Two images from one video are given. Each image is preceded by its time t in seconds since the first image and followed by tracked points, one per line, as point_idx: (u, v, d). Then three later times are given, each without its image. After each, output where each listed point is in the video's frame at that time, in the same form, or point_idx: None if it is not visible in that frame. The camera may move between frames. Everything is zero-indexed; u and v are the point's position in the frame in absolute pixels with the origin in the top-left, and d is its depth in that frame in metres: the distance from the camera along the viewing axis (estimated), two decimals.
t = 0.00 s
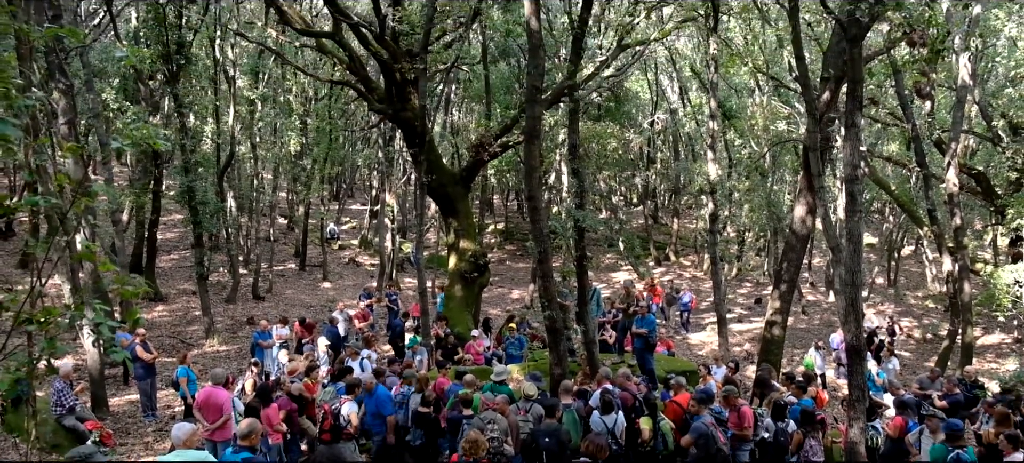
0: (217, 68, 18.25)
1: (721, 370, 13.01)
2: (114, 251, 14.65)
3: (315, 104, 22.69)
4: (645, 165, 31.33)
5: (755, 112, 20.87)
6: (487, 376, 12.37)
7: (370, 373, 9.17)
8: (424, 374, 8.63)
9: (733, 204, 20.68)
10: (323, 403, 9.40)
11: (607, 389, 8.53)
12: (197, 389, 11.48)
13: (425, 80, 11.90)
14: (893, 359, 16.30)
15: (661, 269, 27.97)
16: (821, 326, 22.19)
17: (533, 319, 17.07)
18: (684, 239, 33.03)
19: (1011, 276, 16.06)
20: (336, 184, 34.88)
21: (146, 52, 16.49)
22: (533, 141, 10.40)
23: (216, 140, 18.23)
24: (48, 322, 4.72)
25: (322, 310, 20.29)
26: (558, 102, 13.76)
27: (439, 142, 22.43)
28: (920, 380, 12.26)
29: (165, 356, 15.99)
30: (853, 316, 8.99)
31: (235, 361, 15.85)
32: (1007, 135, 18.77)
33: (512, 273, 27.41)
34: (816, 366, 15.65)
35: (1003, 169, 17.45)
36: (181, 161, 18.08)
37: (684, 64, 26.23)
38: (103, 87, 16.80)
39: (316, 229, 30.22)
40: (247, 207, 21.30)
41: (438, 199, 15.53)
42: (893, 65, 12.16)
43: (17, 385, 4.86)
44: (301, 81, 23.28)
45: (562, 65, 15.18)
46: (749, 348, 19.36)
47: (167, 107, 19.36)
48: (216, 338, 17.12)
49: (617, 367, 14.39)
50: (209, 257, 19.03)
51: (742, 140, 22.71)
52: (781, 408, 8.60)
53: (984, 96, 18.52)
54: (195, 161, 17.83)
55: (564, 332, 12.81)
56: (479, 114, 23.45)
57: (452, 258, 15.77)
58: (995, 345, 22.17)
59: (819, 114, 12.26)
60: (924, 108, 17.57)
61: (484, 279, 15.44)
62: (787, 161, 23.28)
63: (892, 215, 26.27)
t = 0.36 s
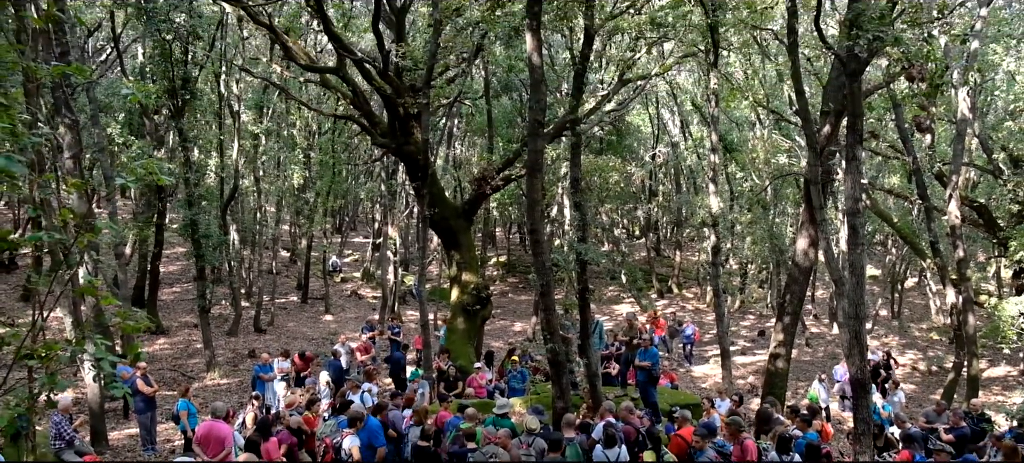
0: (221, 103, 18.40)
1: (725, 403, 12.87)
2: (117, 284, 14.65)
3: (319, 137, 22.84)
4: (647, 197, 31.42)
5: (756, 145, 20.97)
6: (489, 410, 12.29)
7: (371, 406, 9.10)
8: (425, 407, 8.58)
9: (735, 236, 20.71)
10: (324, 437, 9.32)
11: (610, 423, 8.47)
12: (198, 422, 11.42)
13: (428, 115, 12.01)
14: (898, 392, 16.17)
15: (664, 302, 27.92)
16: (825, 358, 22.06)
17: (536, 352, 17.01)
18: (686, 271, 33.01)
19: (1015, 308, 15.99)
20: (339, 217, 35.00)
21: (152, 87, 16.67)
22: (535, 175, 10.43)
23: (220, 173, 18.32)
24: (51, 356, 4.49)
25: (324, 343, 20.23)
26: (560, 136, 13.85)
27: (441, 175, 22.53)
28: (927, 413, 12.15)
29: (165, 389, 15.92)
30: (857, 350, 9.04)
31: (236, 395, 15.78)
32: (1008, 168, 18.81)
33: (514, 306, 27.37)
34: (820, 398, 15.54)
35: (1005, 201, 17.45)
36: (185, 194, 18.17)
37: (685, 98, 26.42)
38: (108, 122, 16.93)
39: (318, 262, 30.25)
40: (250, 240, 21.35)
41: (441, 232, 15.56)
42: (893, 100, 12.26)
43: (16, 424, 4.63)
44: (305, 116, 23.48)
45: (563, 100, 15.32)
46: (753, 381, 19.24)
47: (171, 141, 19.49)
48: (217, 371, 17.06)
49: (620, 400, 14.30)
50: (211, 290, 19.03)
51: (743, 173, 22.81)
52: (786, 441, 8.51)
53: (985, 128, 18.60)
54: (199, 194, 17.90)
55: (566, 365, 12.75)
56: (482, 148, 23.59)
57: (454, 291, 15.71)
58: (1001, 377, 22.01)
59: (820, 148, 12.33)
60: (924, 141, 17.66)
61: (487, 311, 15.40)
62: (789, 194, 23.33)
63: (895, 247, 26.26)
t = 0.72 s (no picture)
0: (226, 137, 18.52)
1: (729, 437, 12.77)
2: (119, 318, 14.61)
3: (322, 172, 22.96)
4: (649, 231, 31.46)
5: (758, 179, 21.02)
6: (491, 444, 12.19)
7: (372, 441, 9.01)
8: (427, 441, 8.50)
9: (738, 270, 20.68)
10: None
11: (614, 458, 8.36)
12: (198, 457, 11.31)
13: (431, 150, 12.06)
14: (904, 426, 16.02)
15: (667, 335, 27.82)
16: (830, 392, 21.89)
17: (538, 386, 16.92)
18: (689, 305, 32.93)
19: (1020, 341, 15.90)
20: (342, 251, 35.06)
21: (157, 121, 16.79)
22: (537, 210, 10.44)
23: (224, 207, 18.37)
24: (52, 391, 4.11)
25: (326, 377, 20.14)
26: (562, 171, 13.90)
27: (444, 209, 22.59)
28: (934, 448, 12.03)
29: (165, 423, 15.82)
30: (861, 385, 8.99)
31: (236, 429, 15.68)
32: (1010, 201, 18.82)
33: (517, 340, 27.29)
34: (825, 432, 15.41)
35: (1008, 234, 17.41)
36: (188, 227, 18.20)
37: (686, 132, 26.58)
38: (114, 155, 17.00)
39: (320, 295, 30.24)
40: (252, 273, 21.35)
41: (443, 265, 15.57)
42: (893, 135, 12.31)
43: None
44: (308, 150, 23.60)
45: (565, 136, 15.40)
46: (757, 415, 19.10)
47: (176, 175, 19.58)
48: (218, 405, 16.95)
49: (623, 435, 14.19)
50: (213, 323, 19.00)
51: (745, 207, 22.85)
52: None
53: (986, 162, 18.65)
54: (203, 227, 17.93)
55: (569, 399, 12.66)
56: (484, 182, 23.68)
57: (457, 325, 15.64)
58: (1008, 411, 21.82)
59: (821, 184, 12.36)
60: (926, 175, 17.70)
61: (488, 346, 15.33)
62: (791, 227, 23.34)
63: (898, 279, 26.21)
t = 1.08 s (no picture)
0: (230, 172, 18.65)
1: None
2: (121, 352, 14.56)
3: (325, 206, 23.01)
4: (652, 264, 31.44)
5: (760, 213, 21.03)
6: None
7: None
8: None
9: (741, 304, 20.62)
10: None
11: None
12: None
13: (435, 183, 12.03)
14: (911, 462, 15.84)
15: (671, 369, 27.66)
16: (835, 427, 21.70)
17: (541, 421, 16.79)
18: (693, 339, 32.80)
19: None
20: (344, 285, 35.09)
21: (161, 156, 16.89)
22: (541, 244, 10.35)
23: (226, 240, 18.39)
24: (53, 428, 3.92)
25: (328, 412, 20.00)
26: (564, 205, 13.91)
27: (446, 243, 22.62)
28: None
29: (165, 458, 15.70)
30: (866, 421, 8.91)
31: None
32: (1013, 234, 18.78)
33: (520, 374, 27.15)
34: None
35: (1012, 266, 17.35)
36: (191, 261, 18.22)
37: (689, 166, 26.68)
38: (118, 190, 17.04)
39: (323, 329, 30.19)
40: (255, 307, 21.31)
41: (446, 300, 15.52)
42: (894, 170, 12.34)
43: None
44: (312, 184, 23.70)
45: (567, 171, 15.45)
46: (762, 451, 18.92)
47: (180, 209, 19.64)
48: (219, 440, 16.82)
49: None
50: (215, 358, 18.93)
51: (748, 241, 22.86)
52: None
53: (988, 195, 18.65)
54: (206, 261, 17.95)
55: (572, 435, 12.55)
56: (487, 216, 23.70)
57: (459, 360, 15.16)
58: (1017, 446, 21.57)
59: (824, 219, 12.36)
60: (928, 209, 17.69)
61: (491, 381, 14.94)
62: (794, 261, 23.31)
63: (902, 313, 26.10)
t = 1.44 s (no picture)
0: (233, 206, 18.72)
1: None
2: (121, 388, 14.46)
3: (328, 240, 23.02)
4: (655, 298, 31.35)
5: (762, 247, 21.01)
6: None
7: None
8: None
9: (744, 338, 20.51)
10: None
11: None
12: None
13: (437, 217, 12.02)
14: None
15: (675, 404, 27.45)
16: None
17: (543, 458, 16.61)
18: (696, 373, 32.59)
19: None
20: (346, 319, 34.99)
21: (164, 190, 16.97)
22: (542, 278, 10.28)
23: (228, 274, 18.39)
24: None
25: (328, 448, 19.81)
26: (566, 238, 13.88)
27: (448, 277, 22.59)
28: None
29: None
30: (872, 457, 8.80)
31: None
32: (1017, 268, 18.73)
33: (522, 409, 26.95)
34: None
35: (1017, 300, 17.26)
36: (193, 295, 18.18)
37: (690, 200, 26.74)
38: (120, 224, 17.06)
39: (324, 364, 30.05)
40: (256, 342, 21.24)
41: (447, 334, 15.41)
42: (896, 203, 12.32)
43: None
44: (314, 218, 23.73)
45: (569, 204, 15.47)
46: None
47: (182, 243, 19.66)
48: None
49: None
50: (215, 393, 18.80)
51: (751, 275, 22.81)
52: None
53: (991, 228, 18.64)
54: (207, 295, 17.90)
55: None
56: (488, 249, 23.67)
57: (460, 395, 14.83)
58: None
59: (826, 252, 12.34)
60: (931, 242, 17.66)
61: (494, 416, 14.63)
62: (798, 294, 23.23)
63: (907, 347, 25.95)
